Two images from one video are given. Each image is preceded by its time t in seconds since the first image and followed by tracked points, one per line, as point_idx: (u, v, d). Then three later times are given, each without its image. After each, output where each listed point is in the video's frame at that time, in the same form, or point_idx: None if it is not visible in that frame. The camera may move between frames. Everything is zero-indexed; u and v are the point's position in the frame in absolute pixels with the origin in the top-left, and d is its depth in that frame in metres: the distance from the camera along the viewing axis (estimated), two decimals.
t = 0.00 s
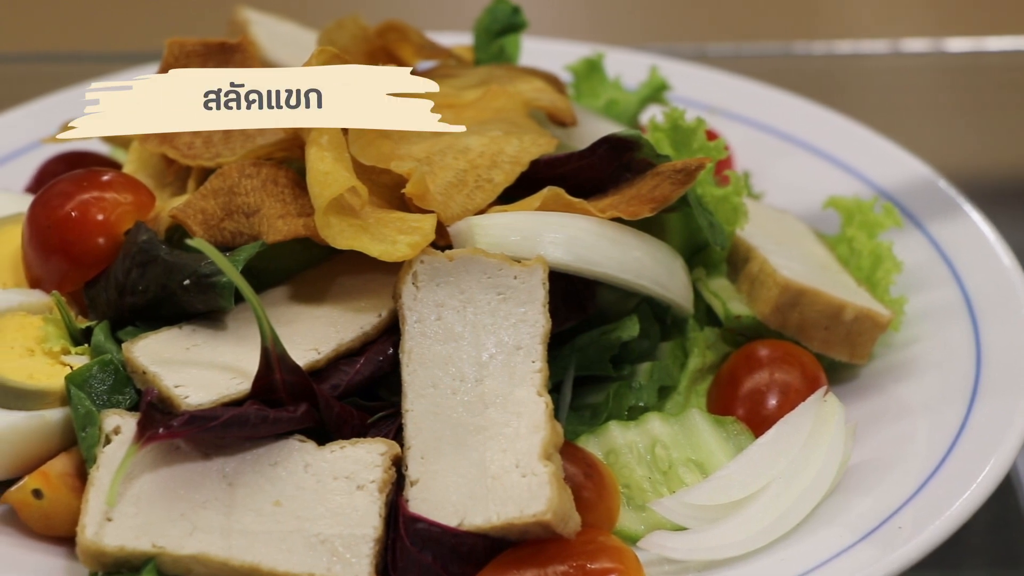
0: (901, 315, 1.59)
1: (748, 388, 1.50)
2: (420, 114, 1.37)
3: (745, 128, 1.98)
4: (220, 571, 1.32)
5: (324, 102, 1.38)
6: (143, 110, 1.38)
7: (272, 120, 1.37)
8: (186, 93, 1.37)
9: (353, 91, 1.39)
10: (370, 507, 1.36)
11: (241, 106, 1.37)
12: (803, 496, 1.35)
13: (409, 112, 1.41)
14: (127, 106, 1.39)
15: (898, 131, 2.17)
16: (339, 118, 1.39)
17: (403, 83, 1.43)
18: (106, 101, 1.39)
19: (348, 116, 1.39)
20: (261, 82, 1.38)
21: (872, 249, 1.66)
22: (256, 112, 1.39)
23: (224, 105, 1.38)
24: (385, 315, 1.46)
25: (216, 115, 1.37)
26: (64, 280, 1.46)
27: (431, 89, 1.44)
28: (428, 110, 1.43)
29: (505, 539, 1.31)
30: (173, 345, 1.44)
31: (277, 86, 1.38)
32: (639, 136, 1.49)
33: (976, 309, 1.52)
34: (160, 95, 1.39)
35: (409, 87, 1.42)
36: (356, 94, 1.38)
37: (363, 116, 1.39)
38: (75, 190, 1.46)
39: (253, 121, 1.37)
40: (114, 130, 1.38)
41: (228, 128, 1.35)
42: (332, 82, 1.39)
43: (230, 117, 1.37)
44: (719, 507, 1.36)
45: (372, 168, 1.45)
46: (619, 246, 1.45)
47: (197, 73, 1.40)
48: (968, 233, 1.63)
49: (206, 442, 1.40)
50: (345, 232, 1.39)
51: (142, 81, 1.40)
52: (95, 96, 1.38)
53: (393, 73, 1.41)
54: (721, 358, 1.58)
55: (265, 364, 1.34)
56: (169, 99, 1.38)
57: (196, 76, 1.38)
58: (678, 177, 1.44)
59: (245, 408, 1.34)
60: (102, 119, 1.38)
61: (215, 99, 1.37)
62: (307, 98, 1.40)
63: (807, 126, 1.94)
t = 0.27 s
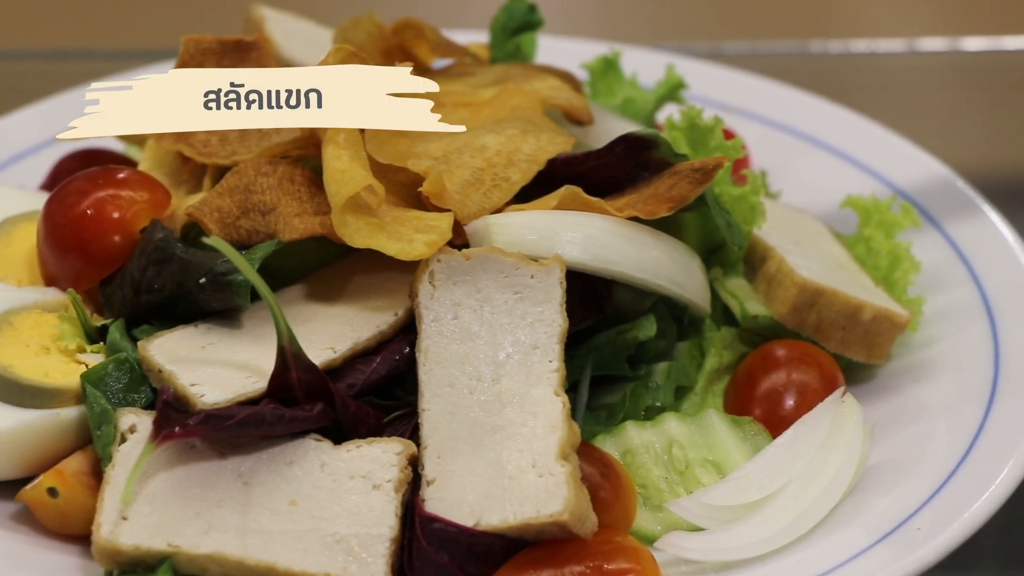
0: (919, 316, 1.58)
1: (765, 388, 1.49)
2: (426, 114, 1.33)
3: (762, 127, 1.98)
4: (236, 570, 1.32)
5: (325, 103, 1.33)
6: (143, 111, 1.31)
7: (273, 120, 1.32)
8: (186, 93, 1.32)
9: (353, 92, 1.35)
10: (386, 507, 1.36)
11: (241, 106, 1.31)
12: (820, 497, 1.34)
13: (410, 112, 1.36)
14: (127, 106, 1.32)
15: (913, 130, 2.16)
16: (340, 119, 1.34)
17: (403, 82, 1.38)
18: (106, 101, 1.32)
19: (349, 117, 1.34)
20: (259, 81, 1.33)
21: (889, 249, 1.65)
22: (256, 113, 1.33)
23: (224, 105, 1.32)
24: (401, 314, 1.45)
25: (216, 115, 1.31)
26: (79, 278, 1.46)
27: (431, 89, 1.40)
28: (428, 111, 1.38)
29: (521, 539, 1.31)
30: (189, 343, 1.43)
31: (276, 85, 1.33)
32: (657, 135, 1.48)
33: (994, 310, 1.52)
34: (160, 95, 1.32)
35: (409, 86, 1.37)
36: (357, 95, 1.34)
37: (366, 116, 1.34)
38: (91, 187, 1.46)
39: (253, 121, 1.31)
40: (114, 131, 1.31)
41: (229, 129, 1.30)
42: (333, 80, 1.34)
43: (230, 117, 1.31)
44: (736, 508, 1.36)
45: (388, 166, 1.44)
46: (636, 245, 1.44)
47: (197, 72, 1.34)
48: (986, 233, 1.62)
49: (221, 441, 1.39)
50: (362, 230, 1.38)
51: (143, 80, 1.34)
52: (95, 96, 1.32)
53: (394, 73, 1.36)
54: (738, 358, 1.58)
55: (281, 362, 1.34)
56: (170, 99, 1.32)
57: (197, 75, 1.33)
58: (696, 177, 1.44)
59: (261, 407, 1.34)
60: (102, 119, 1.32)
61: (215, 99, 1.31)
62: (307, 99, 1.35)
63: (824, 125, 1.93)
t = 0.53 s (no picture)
0: (939, 315, 1.58)
1: (785, 387, 1.48)
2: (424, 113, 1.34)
3: (781, 125, 1.97)
4: (253, 569, 1.31)
5: (325, 102, 1.35)
6: (143, 110, 1.33)
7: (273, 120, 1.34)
8: (186, 93, 1.34)
9: (353, 92, 1.36)
10: (403, 506, 1.35)
11: (241, 106, 1.33)
12: (839, 497, 1.33)
13: (410, 112, 1.37)
14: (127, 106, 1.33)
15: (931, 128, 2.15)
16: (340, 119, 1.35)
17: (403, 83, 1.40)
18: (106, 101, 1.33)
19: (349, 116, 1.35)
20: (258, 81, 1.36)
21: (909, 248, 1.64)
22: (256, 113, 1.36)
23: (224, 105, 1.34)
24: (419, 312, 1.44)
25: (217, 115, 1.33)
26: (95, 275, 1.45)
27: (430, 90, 1.41)
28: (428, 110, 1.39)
29: (539, 539, 1.30)
30: (206, 340, 1.42)
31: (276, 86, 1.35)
32: (676, 132, 1.47)
33: (1015, 310, 1.50)
34: (160, 95, 1.34)
35: (408, 87, 1.39)
36: (357, 94, 1.35)
37: (365, 116, 1.36)
38: (108, 183, 1.45)
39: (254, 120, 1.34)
40: (114, 131, 1.32)
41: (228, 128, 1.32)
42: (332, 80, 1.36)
43: (231, 117, 1.33)
44: (755, 508, 1.35)
45: (407, 163, 1.44)
46: (655, 244, 1.43)
47: (197, 73, 1.36)
48: (1008, 232, 1.61)
49: (238, 440, 1.38)
50: (379, 228, 1.38)
51: (142, 81, 1.35)
52: (94, 96, 1.33)
53: (393, 73, 1.38)
54: (758, 357, 1.57)
55: (299, 360, 1.34)
56: (170, 99, 1.33)
57: (197, 76, 1.35)
58: (715, 175, 1.42)
59: (279, 405, 1.34)
60: (101, 119, 1.32)
61: (215, 99, 1.34)
62: (307, 99, 1.36)
63: (843, 123, 1.92)
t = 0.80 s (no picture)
0: (962, 314, 1.56)
1: (807, 386, 1.47)
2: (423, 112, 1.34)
3: (802, 122, 1.95)
4: (273, 567, 1.30)
5: (325, 102, 1.36)
6: (143, 110, 1.33)
7: (273, 120, 1.36)
8: (186, 93, 1.35)
9: (353, 92, 1.37)
10: (424, 505, 1.34)
11: (241, 107, 1.35)
12: (862, 497, 1.32)
13: (410, 112, 1.37)
14: (127, 106, 1.34)
15: (952, 125, 2.14)
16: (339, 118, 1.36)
17: (404, 82, 1.40)
18: (106, 101, 1.34)
19: (348, 116, 1.36)
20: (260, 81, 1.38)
21: (932, 247, 1.63)
22: (256, 113, 1.38)
23: (224, 105, 1.36)
24: (440, 309, 1.43)
25: (217, 115, 1.35)
26: (115, 271, 1.45)
27: (431, 90, 1.41)
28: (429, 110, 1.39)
29: (560, 538, 1.29)
30: (226, 337, 1.42)
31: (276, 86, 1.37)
32: (699, 130, 1.46)
33: None
34: (160, 96, 1.35)
35: (409, 87, 1.40)
36: (357, 94, 1.36)
37: (365, 116, 1.36)
38: (128, 179, 1.45)
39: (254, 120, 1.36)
40: (114, 131, 1.33)
41: (228, 128, 1.34)
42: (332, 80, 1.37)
43: (231, 117, 1.35)
44: (777, 507, 1.34)
45: (428, 160, 1.42)
46: (677, 241, 1.42)
47: (196, 73, 1.37)
48: None
49: (258, 437, 1.38)
50: (400, 225, 1.37)
51: (143, 81, 1.36)
52: (95, 96, 1.34)
53: (393, 73, 1.39)
54: (779, 355, 1.56)
55: (319, 358, 1.33)
56: (170, 99, 1.34)
57: (197, 77, 1.36)
58: (737, 172, 1.41)
59: (299, 403, 1.33)
60: (101, 119, 1.33)
61: (215, 99, 1.36)
62: (307, 99, 1.37)
63: (865, 120, 1.91)
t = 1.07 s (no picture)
0: (989, 313, 1.55)
1: (833, 385, 1.46)
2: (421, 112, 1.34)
3: (827, 118, 1.94)
4: (296, 565, 1.30)
5: (325, 102, 1.36)
6: (143, 111, 1.34)
7: (272, 120, 1.37)
8: (186, 93, 1.36)
9: (354, 91, 1.37)
10: (448, 503, 1.34)
11: (241, 107, 1.37)
12: (888, 497, 1.31)
13: (410, 112, 1.37)
14: (127, 106, 1.35)
15: (976, 122, 2.11)
16: (339, 118, 1.37)
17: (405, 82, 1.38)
18: (106, 101, 1.35)
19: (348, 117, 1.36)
20: (260, 81, 1.39)
21: (959, 244, 1.62)
22: (256, 113, 1.39)
23: (225, 106, 1.37)
24: (464, 306, 1.42)
25: (217, 115, 1.36)
26: (138, 266, 1.45)
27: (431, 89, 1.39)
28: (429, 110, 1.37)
29: (584, 538, 1.28)
30: (249, 333, 1.41)
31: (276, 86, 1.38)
32: (724, 127, 1.45)
33: None
34: (160, 96, 1.35)
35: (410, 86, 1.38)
36: (356, 95, 1.36)
37: (365, 116, 1.37)
38: (152, 174, 1.44)
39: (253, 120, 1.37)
40: (114, 131, 1.34)
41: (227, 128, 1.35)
42: (331, 81, 1.38)
43: (231, 117, 1.36)
44: (802, 508, 1.33)
45: (452, 156, 1.41)
46: (702, 239, 1.41)
47: (196, 72, 1.38)
48: None
49: (282, 434, 1.37)
50: (425, 221, 1.36)
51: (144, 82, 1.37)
52: (96, 97, 1.35)
53: (393, 73, 1.38)
54: (805, 354, 1.55)
55: (343, 355, 1.32)
56: (170, 99, 1.35)
57: (198, 77, 1.37)
58: (764, 170, 1.39)
59: (323, 400, 1.32)
60: (101, 119, 1.35)
61: (215, 99, 1.37)
62: (307, 99, 1.38)
63: (890, 117, 1.90)
